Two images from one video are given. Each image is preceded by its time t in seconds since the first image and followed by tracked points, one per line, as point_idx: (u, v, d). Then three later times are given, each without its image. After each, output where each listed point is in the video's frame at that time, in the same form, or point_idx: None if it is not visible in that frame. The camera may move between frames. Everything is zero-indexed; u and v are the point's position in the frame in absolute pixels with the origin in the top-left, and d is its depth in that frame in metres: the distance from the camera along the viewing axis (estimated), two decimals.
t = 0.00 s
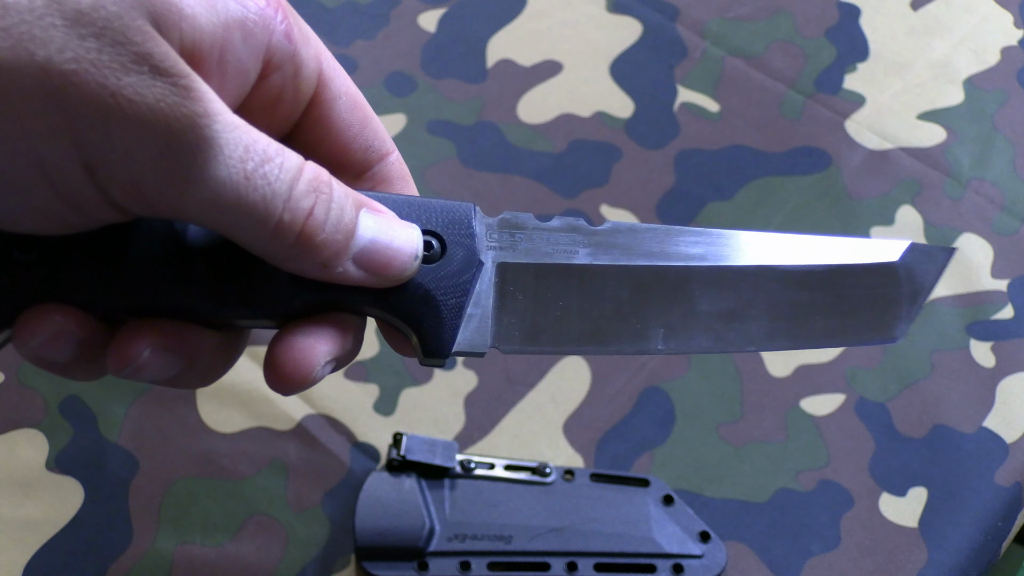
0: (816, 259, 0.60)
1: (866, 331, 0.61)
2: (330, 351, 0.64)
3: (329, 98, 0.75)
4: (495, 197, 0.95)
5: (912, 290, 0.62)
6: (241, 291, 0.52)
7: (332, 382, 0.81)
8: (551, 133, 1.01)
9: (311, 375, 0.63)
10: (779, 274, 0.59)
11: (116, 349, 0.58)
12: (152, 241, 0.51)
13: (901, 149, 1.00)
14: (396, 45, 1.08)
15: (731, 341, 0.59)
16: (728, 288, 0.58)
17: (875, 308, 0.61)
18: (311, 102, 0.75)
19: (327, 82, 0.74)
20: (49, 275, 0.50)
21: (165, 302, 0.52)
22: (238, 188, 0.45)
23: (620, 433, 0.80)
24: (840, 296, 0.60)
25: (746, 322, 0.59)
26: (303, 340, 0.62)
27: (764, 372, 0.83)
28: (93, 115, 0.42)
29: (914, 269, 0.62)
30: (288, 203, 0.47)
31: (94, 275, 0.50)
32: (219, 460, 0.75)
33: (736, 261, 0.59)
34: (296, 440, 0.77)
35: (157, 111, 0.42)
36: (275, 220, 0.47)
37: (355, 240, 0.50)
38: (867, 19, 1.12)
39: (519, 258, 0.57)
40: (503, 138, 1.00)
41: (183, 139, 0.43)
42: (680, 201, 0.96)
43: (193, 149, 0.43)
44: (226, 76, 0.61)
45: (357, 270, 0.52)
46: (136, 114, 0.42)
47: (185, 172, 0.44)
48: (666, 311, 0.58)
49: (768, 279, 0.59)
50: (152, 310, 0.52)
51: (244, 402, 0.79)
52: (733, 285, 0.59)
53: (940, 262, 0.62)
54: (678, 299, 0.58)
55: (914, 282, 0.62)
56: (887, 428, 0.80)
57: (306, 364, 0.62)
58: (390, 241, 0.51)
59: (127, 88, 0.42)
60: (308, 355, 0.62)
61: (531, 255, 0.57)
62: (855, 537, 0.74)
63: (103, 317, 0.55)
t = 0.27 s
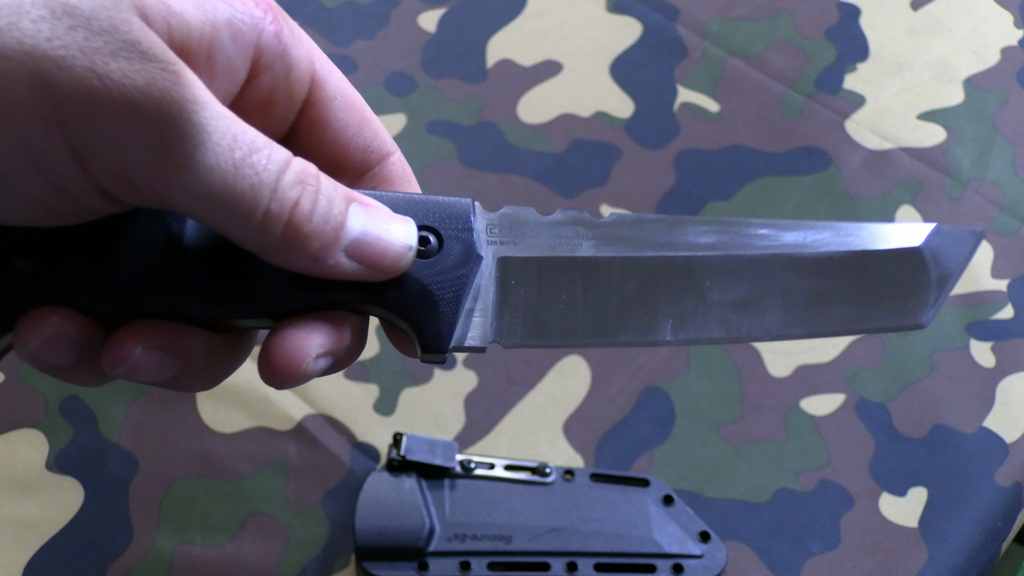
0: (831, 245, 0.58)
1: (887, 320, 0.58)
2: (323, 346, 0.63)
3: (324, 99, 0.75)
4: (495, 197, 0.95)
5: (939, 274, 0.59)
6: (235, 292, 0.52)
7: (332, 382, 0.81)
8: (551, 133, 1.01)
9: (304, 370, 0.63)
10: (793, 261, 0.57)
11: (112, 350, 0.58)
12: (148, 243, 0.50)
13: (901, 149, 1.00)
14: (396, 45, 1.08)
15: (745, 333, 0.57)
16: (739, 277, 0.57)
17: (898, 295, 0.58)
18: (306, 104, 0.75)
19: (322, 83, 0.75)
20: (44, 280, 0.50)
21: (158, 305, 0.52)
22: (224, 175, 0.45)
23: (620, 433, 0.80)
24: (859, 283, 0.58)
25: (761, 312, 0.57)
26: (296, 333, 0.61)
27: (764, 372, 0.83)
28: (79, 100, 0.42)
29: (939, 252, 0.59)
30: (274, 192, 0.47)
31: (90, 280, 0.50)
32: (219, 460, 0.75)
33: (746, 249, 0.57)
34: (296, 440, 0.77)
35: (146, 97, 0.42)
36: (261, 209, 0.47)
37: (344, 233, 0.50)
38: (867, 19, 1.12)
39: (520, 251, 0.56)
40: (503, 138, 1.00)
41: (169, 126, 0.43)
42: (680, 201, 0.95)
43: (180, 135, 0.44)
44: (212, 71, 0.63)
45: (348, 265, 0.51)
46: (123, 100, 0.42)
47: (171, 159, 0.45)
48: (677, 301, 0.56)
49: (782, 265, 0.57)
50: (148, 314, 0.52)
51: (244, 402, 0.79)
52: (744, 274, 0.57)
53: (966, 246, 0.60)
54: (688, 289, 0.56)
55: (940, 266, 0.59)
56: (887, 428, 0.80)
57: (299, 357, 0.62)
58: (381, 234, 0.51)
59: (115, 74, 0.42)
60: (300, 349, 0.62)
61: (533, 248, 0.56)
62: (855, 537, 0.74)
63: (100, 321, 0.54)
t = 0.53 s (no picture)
0: (838, 231, 0.57)
1: (901, 305, 0.57)
2: (308, 348, 0.63)
3: (309, 98, 0.75)
4: (495, 197, 0.95)
5: (959, 257, 0.57)
6: (228, 297, 0.53)
7: (332, 382, 0.81)
8: (551, 133, 1.01)
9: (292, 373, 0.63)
10: (797, 249, 0.57)
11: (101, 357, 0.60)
12: (141, 251, 0.51)
13: (901, 149, 1.00)
14: (396, 45, 1.08)
15: (748, 324, 0.57)
16: (743, 268, 0.56)
17: (911, 278, 0.57)
18: (291, 105, 0.75)
19: (306, 82, 0.74)
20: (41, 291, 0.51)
21: (151, 312, 0.52)
22: (199, 178, 0.45)
23: (620, 433, 0.80)
24: (869, 269, 0.57)
25: (764, 302, 0.57)
26: (279, 337, 0.62)
27: (763, 372, 0.83)
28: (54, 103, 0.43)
29: (959, 234, 0.57)
30: (250, 195, 0.47)
31: (84, 288, 0.51)
32: (219, 460, 0.75)
33: (749, 239, 0.57)
34: (296, 440, 0.77)
35: (119, 101, 0.43)
36: (237, 212, 0.47)
37: (324, 234, 0.50)
38: (867, 19, 1.12)
39: (511, 248, 0.55)
40: (503, 138, 1.00)
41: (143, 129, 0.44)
42: (680, 201, 0.96)
43: (155, 140, 0.44)
44: (190, 75, 0.63)
45: (328, 265, 0.51)
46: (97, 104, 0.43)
47: (145, 162, 0.45)
48: (676, 294, 0.56)
49: (786, 255, 0.57)
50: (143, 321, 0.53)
51: (244, 402, 0.79)
52: (747, 265, 0.57)
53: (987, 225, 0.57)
54: (688, 281, 0.56)
55: (959, 247, 0.57)
56: (887, 428, 0.80)
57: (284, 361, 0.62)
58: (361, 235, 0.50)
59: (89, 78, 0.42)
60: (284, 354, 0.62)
61: (524, 244, 0.56)
62: (856, 537, 0.74)
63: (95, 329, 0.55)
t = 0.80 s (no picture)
0: (836, 236, 0.57)
1: (903, 313, 0.57)
2: (301, 357, 0.63)
3: (302, 105, 0.75)
4: (495, 197, 0.95)
5: (962, 262, 0.56)
6: (218, 309, 0.53)
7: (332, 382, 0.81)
8: (551, 133, 1.01)
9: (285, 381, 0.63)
10: (794, 254, 0.57)
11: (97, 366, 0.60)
12: (134, 260, 0.51)
13: (901, 149, 1.00)
14: (396, 45, 1.08)
15: (745, 332, 0.56)
16: (740, 273, 0.57)
17: (912, 285, 0.57)
18: (284, 112, 0.75)
19: (299, 89, 0.74)
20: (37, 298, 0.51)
21: (142, 322, 0.53)
22: (187, 188, 0.45)
23: (621, 433, 0.80)
24: (869, 274, 0.57)
25: (762, 309, 0.57)
26: (271, 347, 0.62)
27: (764, 372, 0.83)
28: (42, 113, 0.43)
29: (962, 240, 0.57)
30: (239, 205, 0.47)
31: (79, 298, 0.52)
32: (218, 460, 0.75)
33: (745, 244, 0.57)
34: (296, 440, 0.77)
35: (109, 112, 0.43)
36: (226, 222, 0.47)
37: (315, 243, 0.50)
38: (867, 19, 1.12)
39: (505, 255, 0.56)
40: (503, 138, 1.00)
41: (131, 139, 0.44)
42: (680, 201, 0.95)
43: (143, 149, 0.44)
44: (182, 86, 0.63)
45: (318, 272, 0.51)
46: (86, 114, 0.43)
47: (133, 171, 0.45)
48: (671, 301, 0.56)
49: (783, 261, 0.57)
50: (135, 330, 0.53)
51: (244, 402, 0.79)
52: (744, 270, 0.57)
53: (992, 231, 0.57)
54: (684, 287, 0.56)
55: (962, 253, 0.57)
56: (887, 428, 0.80)
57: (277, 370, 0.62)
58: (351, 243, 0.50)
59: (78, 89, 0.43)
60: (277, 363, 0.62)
61: (519, 251, 0.56)
62: (856, 537, 0.74)
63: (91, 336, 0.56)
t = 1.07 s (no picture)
0: (837, 237, 0.57)
1: (904, 315, 0.56)
2: (301, 358, 0.63)
3: (303, 107, 0.75)
4: (495, 197, 0.95)
5: (964, 263, 0.56)
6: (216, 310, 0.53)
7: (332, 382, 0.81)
8: (551, 133, 1.01)
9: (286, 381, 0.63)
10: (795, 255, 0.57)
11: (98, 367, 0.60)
12: (134, 261, 0.51)
13: (901, 149, 1.00)
14: (396, 45, 1.08)
15: (746, 334, 0.56)
16: (741, 275, 0.57)
17: (914, 286, 0.56)
18: (285, 114, 0.75)
19: (301, 91, 0.74)
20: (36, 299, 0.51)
21: (140, 323, 0.52)
22: (188, 189, 0.45)
23: (621, 433, 0.80)
24: (870, 275, 0.56)
25: (763, 310, 0.56)
26: (271, 348, 0.62)
27: (764, 372, 0.83)
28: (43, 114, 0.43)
29: (965, 241, 0.56)
30: (240, 206, 0.47)
31: (79, 300, 0.52)
32: (219, 460, 0.75)
33: (746, 246, 0.57)
34: (296, 440, 0.77)
35: (110, 113, 0.43)
36: (227, 223, 0.47)
37: (315, 244, 0.50)
38: (867, 19, 1.13)
39: (506, 256, 0.56)
40: (503, 138, 1.00)
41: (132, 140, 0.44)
42: (680, 201, 0.95)
43: (143, 150, 0.44)
44: (182, 87, 0.63)
45: (318, 274, 0.51)
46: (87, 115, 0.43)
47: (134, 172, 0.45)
48: (672, 302, 0.56)
49: (784, 262, 0.57)
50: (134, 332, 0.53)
51: (244, 402, 0.79)
52: (745, 272, 0.57)
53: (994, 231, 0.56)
54: (686, 288, 0.56)
55: (965, 254, 0.56)
56: (887, 428, 0.80)
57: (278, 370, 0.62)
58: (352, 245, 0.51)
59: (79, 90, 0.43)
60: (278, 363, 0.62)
61: (520, 253, 0.56)
62: (856, 537, 0.74)
63: (92, 338, 0.56)
